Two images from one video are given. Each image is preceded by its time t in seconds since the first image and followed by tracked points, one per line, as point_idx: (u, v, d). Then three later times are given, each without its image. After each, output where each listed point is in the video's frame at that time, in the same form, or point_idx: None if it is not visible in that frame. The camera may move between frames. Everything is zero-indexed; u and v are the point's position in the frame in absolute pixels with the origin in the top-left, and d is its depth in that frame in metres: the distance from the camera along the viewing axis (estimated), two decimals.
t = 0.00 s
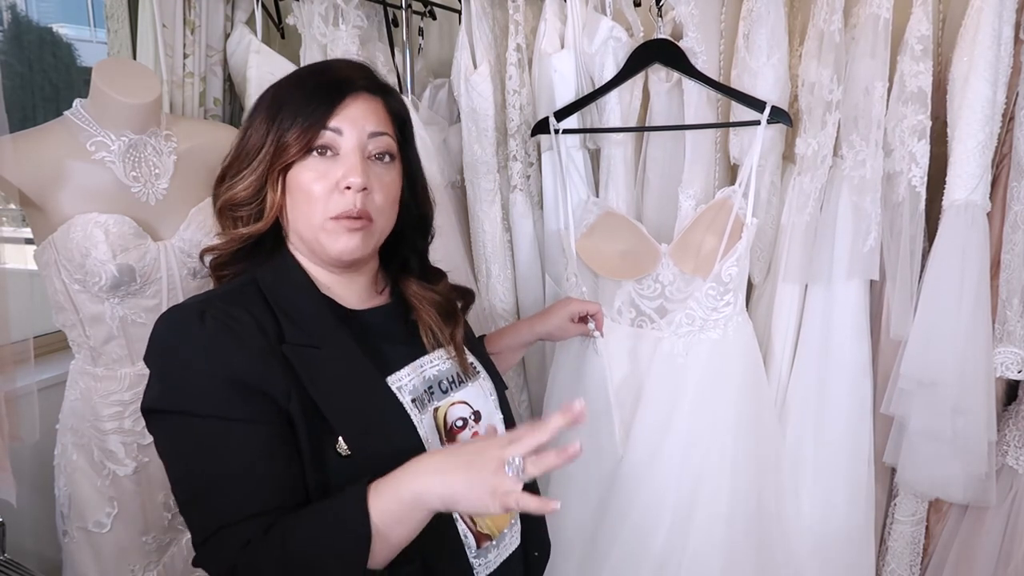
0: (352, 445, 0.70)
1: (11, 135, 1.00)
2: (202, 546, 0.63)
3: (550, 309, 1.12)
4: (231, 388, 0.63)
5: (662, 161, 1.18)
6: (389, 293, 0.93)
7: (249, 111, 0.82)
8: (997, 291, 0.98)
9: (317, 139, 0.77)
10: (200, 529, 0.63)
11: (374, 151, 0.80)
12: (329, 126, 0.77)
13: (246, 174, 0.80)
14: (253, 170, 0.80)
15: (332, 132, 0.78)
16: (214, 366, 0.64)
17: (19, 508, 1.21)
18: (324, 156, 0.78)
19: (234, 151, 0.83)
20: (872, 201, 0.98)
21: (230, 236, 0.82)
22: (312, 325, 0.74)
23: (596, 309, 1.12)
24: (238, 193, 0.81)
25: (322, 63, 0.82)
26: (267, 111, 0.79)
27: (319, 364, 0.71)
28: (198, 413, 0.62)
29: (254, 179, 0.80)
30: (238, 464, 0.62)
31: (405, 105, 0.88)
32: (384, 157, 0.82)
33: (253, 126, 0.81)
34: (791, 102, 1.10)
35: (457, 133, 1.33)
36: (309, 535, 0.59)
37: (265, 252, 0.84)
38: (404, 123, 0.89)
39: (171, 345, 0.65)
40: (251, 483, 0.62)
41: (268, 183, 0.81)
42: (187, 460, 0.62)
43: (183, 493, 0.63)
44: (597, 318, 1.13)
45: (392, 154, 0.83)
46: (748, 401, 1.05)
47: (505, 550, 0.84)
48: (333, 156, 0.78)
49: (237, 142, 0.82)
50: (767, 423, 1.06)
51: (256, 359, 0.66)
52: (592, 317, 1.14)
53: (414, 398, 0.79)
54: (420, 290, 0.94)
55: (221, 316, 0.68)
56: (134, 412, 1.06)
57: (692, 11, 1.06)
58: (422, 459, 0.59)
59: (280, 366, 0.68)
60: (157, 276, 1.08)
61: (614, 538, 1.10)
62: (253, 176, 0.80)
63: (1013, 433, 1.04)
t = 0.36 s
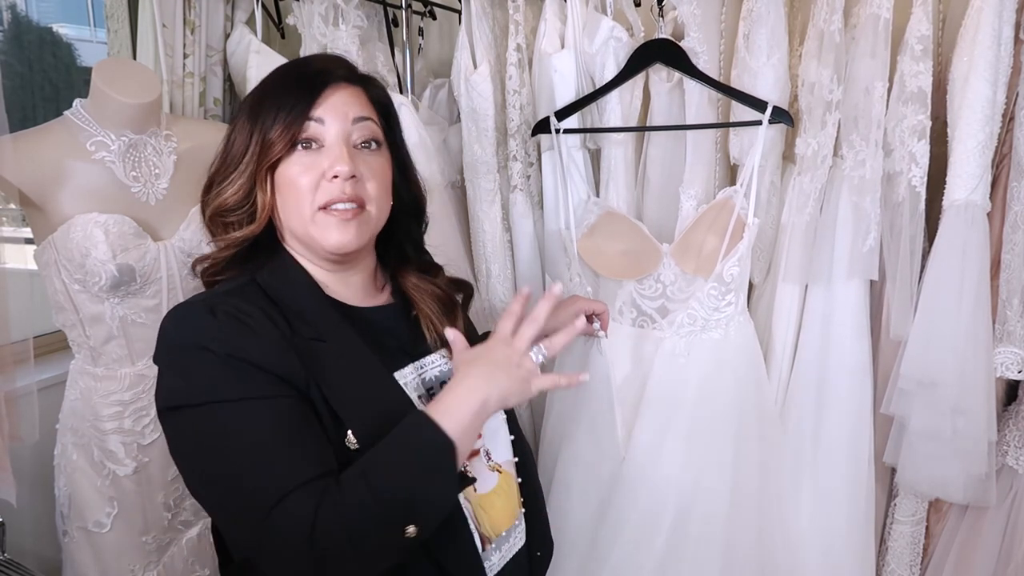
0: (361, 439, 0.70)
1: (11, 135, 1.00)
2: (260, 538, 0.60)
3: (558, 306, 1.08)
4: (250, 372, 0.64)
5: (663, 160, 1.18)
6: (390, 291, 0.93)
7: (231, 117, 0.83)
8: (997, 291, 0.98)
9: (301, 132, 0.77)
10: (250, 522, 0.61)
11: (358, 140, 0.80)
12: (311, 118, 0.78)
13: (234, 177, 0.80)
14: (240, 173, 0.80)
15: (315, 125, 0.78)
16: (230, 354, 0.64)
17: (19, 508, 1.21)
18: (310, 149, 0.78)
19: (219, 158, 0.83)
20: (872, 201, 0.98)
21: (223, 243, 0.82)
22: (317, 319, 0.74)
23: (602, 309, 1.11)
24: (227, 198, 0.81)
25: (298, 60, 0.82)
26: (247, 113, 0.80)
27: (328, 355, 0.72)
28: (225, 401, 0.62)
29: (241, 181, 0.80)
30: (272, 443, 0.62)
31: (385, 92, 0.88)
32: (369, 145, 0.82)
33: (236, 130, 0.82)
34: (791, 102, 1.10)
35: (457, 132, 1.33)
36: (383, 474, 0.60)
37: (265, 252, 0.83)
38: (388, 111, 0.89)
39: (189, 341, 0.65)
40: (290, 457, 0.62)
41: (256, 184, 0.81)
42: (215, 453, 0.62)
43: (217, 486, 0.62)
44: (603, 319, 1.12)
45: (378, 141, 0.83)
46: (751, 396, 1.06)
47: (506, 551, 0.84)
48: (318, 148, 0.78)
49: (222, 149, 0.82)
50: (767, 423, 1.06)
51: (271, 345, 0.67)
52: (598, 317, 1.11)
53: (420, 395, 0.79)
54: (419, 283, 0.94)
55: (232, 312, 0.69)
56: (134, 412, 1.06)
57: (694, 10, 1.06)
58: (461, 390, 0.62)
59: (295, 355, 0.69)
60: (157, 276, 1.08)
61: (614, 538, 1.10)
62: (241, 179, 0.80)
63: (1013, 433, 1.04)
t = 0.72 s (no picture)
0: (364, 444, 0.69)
1: (11, 135, 1.00)
2: (258, 539, 0.60)
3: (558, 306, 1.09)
4: (251, 373, 0.64)
5: (662, 160, 1.18)
6: (393, 292, 0.94)
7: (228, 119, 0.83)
8: (997, 291, 0.98)
9: (295, 133, 0.77)
10: (248, 524, 0.61)
11: (353, 139, 0.80)
12: (304, 119, 0.78)
13: (232, 179, 0.81)
14: (238, 175, 0.80)
15: (308, 125, 0.78)
16: (232, 354, 0.64)
17: (19, 508, 1.21)
18: (305, 149, 0.78)
19: (218, 161, 0.84)
20: (871, 201, 0.98)
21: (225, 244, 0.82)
22: (320, 320, 0.74)
23: (599, 312, 1.12)
24: (226, 200, 0.81)
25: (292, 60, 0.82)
26: (242, 115, 0.80)
27: (331, 357, 0.72)
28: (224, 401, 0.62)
29: (240, 183, 0.81)
30: (272, 445, 0.62)
31: (382, 89, 0.88)
32: (366, 143, 0.82)
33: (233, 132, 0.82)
34: (791, 102, 1.10)
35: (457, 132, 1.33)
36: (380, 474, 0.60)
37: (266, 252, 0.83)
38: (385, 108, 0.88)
39: (189, 339, 0.65)
40: (290, 460, 0.62)
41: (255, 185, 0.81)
42: (213, 453, 0.62)
43: (216, 488, 0.62)
44: (599, 322, 1.12)
45: (374, 139, 0.83)
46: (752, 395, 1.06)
47: (506, 558, 0.84)
48: (313, 148, 0.78)
49: (220, 152, 0.83)
50: (767, 424, 1.06)
51: (274, 345, 0.67)
52: (596, 321, 1.12)
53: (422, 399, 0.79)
54: (424, 285, 0.95)
55: (236, 311, 0.69)
56: (134, 412, 1.06)
57: (693, 10, 1.06)
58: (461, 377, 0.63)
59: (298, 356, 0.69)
60: (157, 276, 1.08)
61: (614, 538, 1.10)
62: (240, 181, 0.80)
63: (1013, 433, 1.04)
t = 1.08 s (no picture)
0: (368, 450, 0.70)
1: (10, 135, 1.00)
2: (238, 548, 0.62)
3: (567, 308, 1.11)
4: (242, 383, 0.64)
5: (663, 160, 1.18)
6: (404, 293, 0.94)
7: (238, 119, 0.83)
8: (997, 291, 0.98)
9: (304, 126, 0.77)
10: (230, 528, 0.63)
11: (364, 132, 0.79)
12: (313, 113, 0.78)
13: (241, 176, 0.81)
14: (247, 171, 0.80)
15: (317, 119, 0.78)
16: (226, 362, 0.64)
17: (19, 508, 1.21)
18: (315, 143, 0.78)
19: (228, 159, 0.84)
20: (871, 201, 0.98)
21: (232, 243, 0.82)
22: (324, 326, 0.74)
23: (609, 317, 1.12)
24: (235, 197, 0.81)
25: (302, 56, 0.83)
26: (252, 111, 0.81)
27: (331, 366, 0.72)
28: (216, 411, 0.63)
29: (249, 180, 0.81)
30: (257, 457, 0.62)
31: (394, 82, 0.88)
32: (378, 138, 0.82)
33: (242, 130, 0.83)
34: (791, 102, 1.10)
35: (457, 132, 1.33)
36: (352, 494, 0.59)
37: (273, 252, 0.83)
38: (395, 103, 0.88)
39: (184, 345, 0.65)
40: (275, 474, 0.62)
41: (264, 182, 0.81)
42: (201, 459, 0.63)
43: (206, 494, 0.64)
44: (608, 327, 1.12)
45: (385, 134, 0.82)
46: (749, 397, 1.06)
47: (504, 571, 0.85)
48: (323, 142, 0.78)
49: (229, 150, 0.83)
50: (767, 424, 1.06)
51: (268, 355, 0.67)
52: (602, 325, 1.12)
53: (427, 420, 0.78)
54: (435, 291, 0.95)
55: (233, 316, 0.68)
56: (134, 412, 1.06)
57: (693, 11, 1.06)
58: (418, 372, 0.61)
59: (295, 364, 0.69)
60: (157, 276, 1.08)
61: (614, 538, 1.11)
62: (248, 178, 0.81)
63: (1013, 433, 1.04)
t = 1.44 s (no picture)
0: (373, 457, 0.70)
1: (10, 135, 1.00)
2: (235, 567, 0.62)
3: (569, 308, 1.10)
4: (257, 403, 0.64)
5: (663, 160, 1.18)
6: (414, 302, 0.94)
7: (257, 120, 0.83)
8: (997, 291, 0.98)
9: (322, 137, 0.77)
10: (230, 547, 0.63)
11: (381, 145, 0.79)
12: (332, 123, 0.78)
13: (256, 181, 0.81)
14: (262, 177, 0.81)
15: (336, 129, 0.78)
16: (241, 378, 0.64)
17: (19, 508, 1.21)
18: (331, 154, 0.78)
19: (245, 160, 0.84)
20: (871, 201, 0.98)
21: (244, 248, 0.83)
22: (337, 341, 0.75)
23: (613, 318, 1.12)
24: (249, 202, 0.82)
25: (327, 59, 0.82)
26: (271, 114, 0.80)
27: (341, 382, 0.72)
28: (226, 427, 0.63)
29: (263, 186, 0.81)
30: (267, 481, 0.63)
31: (416, 94, 0.88)
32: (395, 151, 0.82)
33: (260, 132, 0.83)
34: (791, 102, 1.10)
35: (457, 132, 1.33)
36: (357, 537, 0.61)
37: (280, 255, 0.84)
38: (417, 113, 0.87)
39: (197, 357, 0.64)
40: (280, 498, 0.63)
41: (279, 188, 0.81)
42: (206, 474, 0.63)
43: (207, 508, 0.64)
44: (610, 327, 1.12)
45: (403, 146, 0.82)
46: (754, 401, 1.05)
47: None
48: (340, 153, 0.78)
49: (246, 151, 0.83)
50: (767, 425, 1.06)
51: (284, 374, 0.66)
52: (607, 325, 1.12)
53: (433, 421, 0.78)
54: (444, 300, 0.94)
55: (247, 329, 0.68)
56: (134, 412, 1.06)
57: (696, 11, 1.06)
58: (469, 457, 0.62)
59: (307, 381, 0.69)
60: (157, 276, 1.08)
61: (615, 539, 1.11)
62: (263, 184, 0.81)
63: (1013, 433, 1.04)
